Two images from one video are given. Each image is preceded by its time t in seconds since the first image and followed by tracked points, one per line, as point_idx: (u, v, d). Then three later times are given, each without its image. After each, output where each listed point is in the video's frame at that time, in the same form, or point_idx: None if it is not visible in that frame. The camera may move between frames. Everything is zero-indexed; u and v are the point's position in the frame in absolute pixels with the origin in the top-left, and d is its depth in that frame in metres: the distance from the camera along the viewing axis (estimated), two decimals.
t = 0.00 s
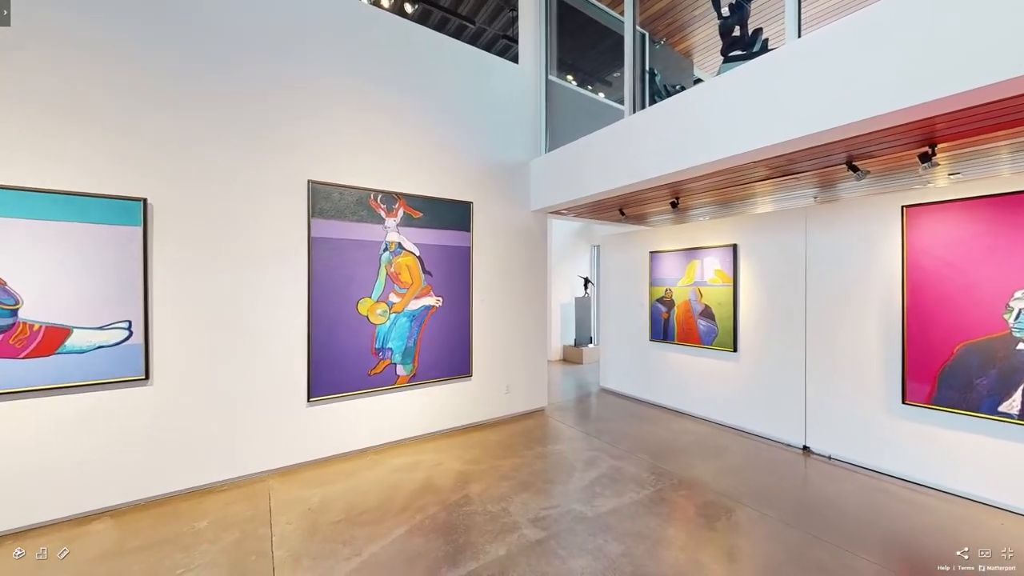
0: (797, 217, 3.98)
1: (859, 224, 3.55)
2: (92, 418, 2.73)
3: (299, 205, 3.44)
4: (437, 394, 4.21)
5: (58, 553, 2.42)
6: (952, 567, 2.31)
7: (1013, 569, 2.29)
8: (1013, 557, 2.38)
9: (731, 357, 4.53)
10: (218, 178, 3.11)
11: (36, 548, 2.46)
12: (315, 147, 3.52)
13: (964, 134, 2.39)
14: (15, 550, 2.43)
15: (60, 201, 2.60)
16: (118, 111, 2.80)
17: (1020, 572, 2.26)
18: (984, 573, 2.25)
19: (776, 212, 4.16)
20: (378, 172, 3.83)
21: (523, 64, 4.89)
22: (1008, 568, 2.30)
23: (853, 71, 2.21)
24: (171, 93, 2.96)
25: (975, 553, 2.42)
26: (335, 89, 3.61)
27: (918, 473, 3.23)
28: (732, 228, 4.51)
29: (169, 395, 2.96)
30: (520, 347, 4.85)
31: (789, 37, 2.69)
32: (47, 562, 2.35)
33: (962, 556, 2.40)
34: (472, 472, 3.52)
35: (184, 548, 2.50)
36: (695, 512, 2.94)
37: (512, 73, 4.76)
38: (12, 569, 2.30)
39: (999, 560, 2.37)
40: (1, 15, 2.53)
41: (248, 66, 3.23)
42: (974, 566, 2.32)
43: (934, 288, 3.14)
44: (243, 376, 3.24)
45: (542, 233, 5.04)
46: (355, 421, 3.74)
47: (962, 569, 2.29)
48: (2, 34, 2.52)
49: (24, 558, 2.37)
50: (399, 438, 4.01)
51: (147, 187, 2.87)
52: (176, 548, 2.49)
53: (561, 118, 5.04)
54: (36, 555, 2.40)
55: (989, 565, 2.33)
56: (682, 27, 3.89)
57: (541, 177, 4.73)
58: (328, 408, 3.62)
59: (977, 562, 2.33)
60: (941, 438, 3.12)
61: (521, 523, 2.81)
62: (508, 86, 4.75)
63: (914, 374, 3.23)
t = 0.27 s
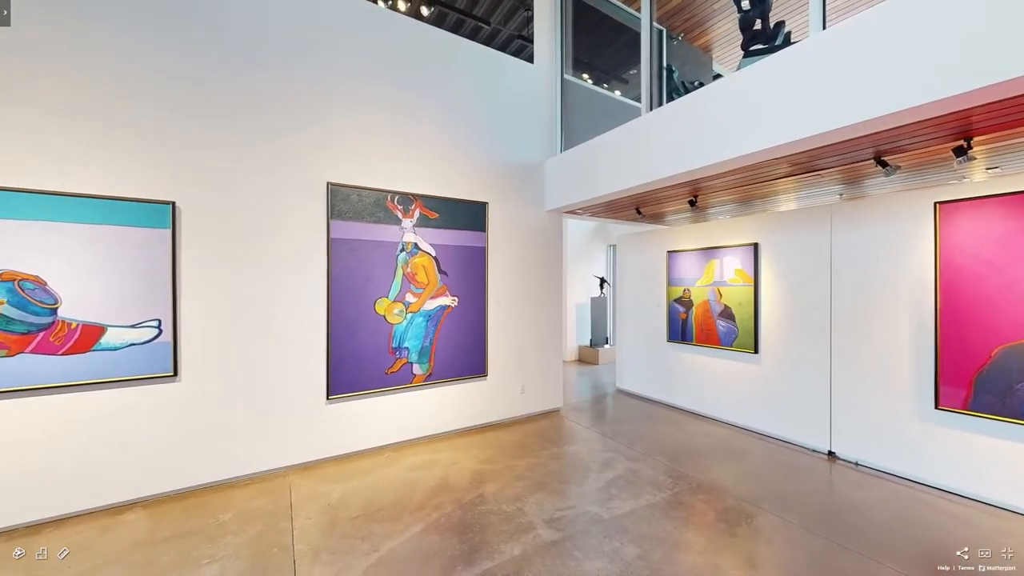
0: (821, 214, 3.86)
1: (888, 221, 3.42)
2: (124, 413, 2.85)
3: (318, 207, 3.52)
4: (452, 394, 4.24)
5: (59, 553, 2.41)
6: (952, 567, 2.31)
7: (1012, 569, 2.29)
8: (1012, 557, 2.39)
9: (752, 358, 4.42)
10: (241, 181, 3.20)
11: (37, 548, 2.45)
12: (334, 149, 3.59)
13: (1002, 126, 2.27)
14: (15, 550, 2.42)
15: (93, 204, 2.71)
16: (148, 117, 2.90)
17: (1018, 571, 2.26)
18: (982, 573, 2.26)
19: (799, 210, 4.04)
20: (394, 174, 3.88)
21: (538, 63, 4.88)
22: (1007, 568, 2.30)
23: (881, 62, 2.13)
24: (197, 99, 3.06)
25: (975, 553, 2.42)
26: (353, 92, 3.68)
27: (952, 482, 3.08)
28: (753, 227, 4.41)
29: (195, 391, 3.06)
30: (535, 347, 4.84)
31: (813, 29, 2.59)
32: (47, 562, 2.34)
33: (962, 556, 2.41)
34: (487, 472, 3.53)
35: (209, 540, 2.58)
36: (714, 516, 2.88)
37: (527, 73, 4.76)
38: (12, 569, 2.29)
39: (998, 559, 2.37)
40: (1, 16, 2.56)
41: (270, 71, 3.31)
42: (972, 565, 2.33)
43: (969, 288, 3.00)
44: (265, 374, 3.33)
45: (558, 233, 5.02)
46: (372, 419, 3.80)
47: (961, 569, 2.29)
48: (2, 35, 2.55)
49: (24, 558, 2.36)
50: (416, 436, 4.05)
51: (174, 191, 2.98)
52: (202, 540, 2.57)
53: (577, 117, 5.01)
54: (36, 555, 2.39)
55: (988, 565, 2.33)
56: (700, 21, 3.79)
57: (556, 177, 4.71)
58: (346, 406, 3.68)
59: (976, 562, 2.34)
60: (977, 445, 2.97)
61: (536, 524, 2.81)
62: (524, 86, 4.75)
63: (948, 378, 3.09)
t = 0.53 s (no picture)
0: (838, 212, 3.77)
1: (910, 219, 3.32)
2: (144, 410, 2.93)
3: (331, 208, 3.57)
4: (463, 393, 4.26)
5: (58, 553, 2.41)
6: (951, 567, 2.30)
7: (1013, 570, 2.27)
8: (1013, 559, 2.37)
9: (767, 360, 4.34)
10: (256, 183, 3.27)
11: (37, 548, 2.45)
12: (346, 151, 3.64)
13: None
14: (15, 550, 2.42)
15: (115, 206, 2.80)
16: (167, 122, 2.98)
17: (1020, 572, 2.25)
18: (983, 574, 2.25)
19: (815, 208, 3.95)
20: (405, 175, 3.91)
21: (549, 63, 4.87)
22: (1008, 568, 2.29)
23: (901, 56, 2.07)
24: (213, 103, 3.13)
25: (974, 554, 2.41)
26: (364, 94, 3.72)
27: (977, 489, 2.98)
28: (768, 226, 4.33)
29: (211, 389, 3.13)
30: (546, 348, 4.83)
31: (830, 24, 2.52)
32: (47, 562, 2.34)
33: (961, 557, 2.39)
34: (497, 471, 3.54)
35: (225, 534, 2.64)
36: (727, 520, 2.83)
37: (538, 72, 4.76)
38: (11, 569, 2.29)
39: (998, 560, 2.36)
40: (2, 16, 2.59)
41: (283, 75, 3.38)
42: (973, 567, 2.31)
43: (995, 288, 2.89)
44: (279, 372, 3.38)
45: (568, 232, 5.00)
46: (384, 417, 3.83)
47: (962, 570, 2.28)
48: (20, 40, 2.62)
49: (24, 558, 2.36)
50: (426, 435, 4.08)
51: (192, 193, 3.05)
52: (218, 534, 2.63)
53: (587, 116, 4.99)
54: (36, 555, 2.39)
55: (988, 564, 2.33)
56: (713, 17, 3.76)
57: (566, 177, 4.69)
58: (358, 405, 3.72)
59: (976, 563, 2.33)
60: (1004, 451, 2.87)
61: (546, 524, 2.80)
62: (534, 85, 4.74)
63: (973, 381, 2.99)
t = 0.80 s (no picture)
0: (867, 209, 3.63)
1: (945, 216, 3.17)
2: (173, 405, 3.04)
3: (350, 210, 3.63)
4: (479, 393, 4.28)
5: (58, 553, 2.42)
6: (952, 567, 2.31)
7: (1012, 569, 2.29)
8: (1013, 558, 2.38)
9: (791, 362, 4.21)
10: (278, 186, 3.36)
11: (36, 548, 2.46)
12: (365, 154, 3.70)
13: None
14: (15, 550, 2.43)
15: (147, 210, 2.92)
16: (194, 127, 3.08)
17: (1018, 571, 2.26)
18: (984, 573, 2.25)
19: (843, 205, 3.81)
20: (422, 176, 3.95)
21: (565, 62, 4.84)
22: (1008, 568, 2.30)
23: (935, 46, 1.98)
24: (238, 109, 3.23)
25: (976, 554, 2.41)
26: (383, 97, 3.78)
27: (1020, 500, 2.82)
28: (792, 224, 4.20)
29: (236, 386, 3.23)
30: (562, 348, 4.81)
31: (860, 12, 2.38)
32: (47, 562, 2.35)
33: (962, 556, 2.40)
34: (513, 471, 3.54)
35: (250, 527, 2.72)
36: (749, 525, 2.76)
37: (554, 71, 4.74)
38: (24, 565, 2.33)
39: (999, 560, 2.37)
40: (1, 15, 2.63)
41: (305, 80, 3.46)
42: (973, 566, 2.32)
43: None
44: (300, 370, 3.46)
45: (585, 232, 4.96)
46: (401, 416, 3.89)
47: (962, 569, 2.29)
48: (56, 50, 2.73)
49: (24, 559, 2.37)
50: (443, 434, 4.11)
51: (218, 196, 3.15)
52: (243, 527, 2.72)
53: (604, 115, 4.94)
54: (36, 555, 2.40)
55: (988, 565, 2.33)
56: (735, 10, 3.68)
57: (583, 176, 4.66)
58: (376, 403, 3.78)
59: (977, 562, 2.34)
60: None
61: (563, 526, 2.79)
62: (550, 84, 4.72)
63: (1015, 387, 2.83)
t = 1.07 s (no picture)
0: (901, 206, 3.46)
1: (987, 212, 3.00)
2: (203, 401, 3.16)
3: (370, 211, 3.70)
4: (497, 392, 4.29)
5: (58, 553, 2.42)
6: (952, 567, 2.32)
7: (1012, 569, 2.31)
8: (1011, 557, 2.40)
9: (819, 365, 4.06)
10: (301, 189, 3.45)
11: (37, 548, 2.46)
12: (384, 156, 3.76)
13: None
14: (15, 550, 2.44)
15: (178, 213, 3.04)
16: (222, 133, 3.20)
17: (1018, 572, 2.28)
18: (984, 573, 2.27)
19: (875, 201, 3.65)
20: (440, 177, 3.99)
21: (583, 61, 4.82)
22: (1007, 568, 2.32)
23: (976, 33, 1.88)
24: (264, 115, 3.33)
25: (976, 554, 2.43)
26: (402, 100, 3.83)
27: None
28: (820, 222, 4.05)
29: (261, 383, 3.34)
30: (580, 348, 4.77)
31: None
32: (48, 562, 2.35)
33: (962, 556, 2.42)
34: (530, 471, 3.54)
35: (275, 519, 2.81)
36: (774, 533, 2.68)
37: (571, 70, 4.71)
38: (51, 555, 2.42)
39: (998, 560, 2.39)
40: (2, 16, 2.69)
41: (327, 85, 3.54)
42: (973, 566, 2.34)
43: None
44: (321, 368, 3.54)
45: (603, 231, 4.92)
46: (419, 414, 3.93)
47: (962, 569, 2.31)
48: (92, 61, 2.87)
49: (24, 559, 2.37)
50: (461, 433, 4.14)
51: (244, 199, 3.26)
52: (268, 519, 2.80)
53: (622, 113, 4.87)
54: (36, 555, 2.40)
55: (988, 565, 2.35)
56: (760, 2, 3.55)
57: (601, 175, 4.61)
58: (395, 402, 3.84)
59: (977, 562, 2.35)
60: None
61: (580, 527, 2.77)
62: (568, 83, 4.69)
63: None
